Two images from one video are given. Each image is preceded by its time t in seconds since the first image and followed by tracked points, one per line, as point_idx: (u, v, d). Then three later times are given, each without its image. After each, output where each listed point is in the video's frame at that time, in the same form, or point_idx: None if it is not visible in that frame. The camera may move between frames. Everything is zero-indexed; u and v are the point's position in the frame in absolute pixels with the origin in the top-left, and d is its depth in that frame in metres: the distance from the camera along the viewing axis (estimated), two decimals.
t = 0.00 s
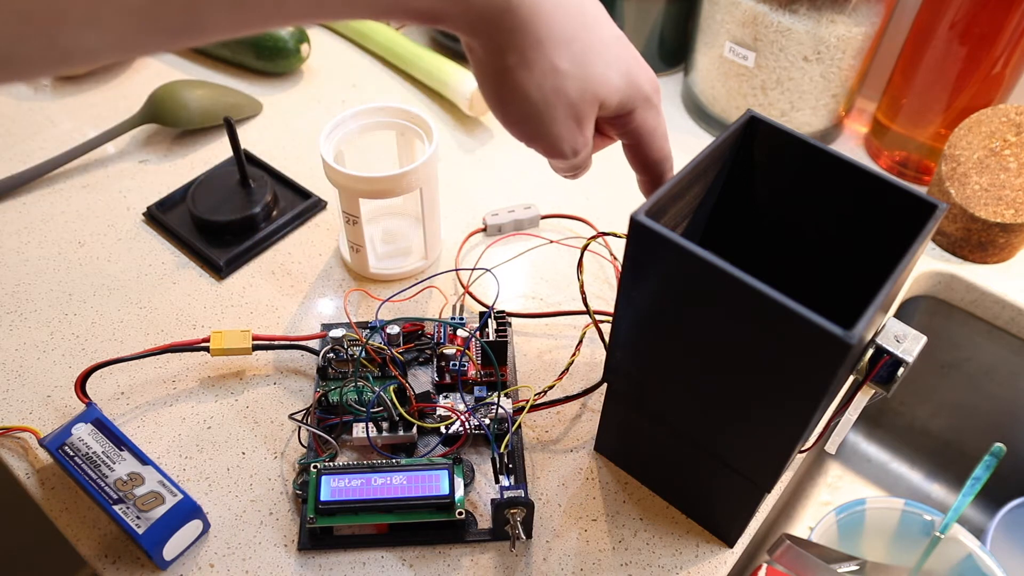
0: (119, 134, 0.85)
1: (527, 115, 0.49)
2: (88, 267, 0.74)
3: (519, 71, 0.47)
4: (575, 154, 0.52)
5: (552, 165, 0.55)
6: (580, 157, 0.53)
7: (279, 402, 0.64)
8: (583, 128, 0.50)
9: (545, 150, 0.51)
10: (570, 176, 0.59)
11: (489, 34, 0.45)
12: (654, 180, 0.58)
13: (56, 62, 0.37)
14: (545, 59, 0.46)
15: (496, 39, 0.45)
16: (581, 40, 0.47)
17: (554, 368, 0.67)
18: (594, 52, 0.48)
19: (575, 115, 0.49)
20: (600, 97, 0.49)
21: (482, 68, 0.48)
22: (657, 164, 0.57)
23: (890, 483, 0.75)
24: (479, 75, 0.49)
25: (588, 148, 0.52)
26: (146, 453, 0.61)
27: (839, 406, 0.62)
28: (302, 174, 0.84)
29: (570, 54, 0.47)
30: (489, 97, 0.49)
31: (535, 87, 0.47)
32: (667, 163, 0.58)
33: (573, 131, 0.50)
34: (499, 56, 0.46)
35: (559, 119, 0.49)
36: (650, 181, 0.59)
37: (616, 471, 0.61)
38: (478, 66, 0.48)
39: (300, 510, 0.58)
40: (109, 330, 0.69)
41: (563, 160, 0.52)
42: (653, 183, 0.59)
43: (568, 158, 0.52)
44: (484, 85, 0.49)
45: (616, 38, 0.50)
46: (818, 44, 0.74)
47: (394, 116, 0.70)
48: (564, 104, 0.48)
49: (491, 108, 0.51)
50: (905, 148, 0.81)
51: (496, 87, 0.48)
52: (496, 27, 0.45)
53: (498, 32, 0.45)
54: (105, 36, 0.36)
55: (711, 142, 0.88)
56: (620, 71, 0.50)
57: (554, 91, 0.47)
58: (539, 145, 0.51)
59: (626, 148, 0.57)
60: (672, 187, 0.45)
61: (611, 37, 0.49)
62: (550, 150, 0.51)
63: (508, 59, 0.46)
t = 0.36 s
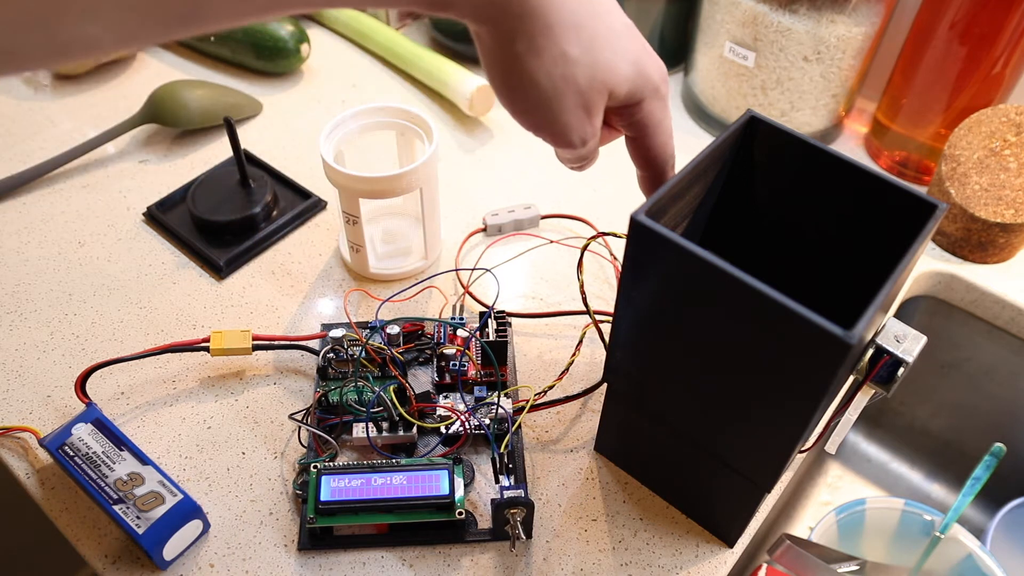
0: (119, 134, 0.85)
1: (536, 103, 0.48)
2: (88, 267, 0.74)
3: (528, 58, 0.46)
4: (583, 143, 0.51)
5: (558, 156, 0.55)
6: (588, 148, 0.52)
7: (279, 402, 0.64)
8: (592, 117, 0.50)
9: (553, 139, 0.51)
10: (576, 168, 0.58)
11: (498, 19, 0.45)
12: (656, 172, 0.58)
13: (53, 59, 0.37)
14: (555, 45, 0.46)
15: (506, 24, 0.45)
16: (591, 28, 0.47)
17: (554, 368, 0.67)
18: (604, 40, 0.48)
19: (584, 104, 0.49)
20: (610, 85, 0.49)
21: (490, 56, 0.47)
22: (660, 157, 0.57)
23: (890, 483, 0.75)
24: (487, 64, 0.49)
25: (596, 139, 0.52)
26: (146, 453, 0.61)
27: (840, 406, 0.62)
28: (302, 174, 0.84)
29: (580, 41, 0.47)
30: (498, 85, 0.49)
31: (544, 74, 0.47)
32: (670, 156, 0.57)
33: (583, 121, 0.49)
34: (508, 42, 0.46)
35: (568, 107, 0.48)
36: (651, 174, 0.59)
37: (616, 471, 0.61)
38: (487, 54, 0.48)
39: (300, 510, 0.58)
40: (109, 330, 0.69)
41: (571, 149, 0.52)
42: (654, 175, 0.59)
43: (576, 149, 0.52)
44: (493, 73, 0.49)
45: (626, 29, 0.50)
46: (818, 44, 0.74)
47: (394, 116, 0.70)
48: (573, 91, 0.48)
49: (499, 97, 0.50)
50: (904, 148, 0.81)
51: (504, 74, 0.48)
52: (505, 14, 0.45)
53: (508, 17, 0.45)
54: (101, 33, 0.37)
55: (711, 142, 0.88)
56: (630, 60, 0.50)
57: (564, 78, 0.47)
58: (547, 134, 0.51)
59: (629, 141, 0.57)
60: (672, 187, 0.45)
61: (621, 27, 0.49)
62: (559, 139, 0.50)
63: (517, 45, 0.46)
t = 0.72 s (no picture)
0: (119, 134, 0.85)
1: (545, 105, 0.48)
2: (88, 267, 0.74)
3: (539, 61, 0.46)
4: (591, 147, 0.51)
5: (563, 160, 0.55)
6: (594, 152, 0.52)
7: (279, 402, 0.64)
8: (600, 121, 0.50)
9: (561, 143, 0.51)
10: (580, 172, 0.58)
11: (510, 21, 0.45)
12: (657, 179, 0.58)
13: (52, 60, 0.37)
14: (566, 48, 0.46)
15: (518, 26, 0.45)
16: (601, 32, 0.47)
17: (554, 367, 0.67)
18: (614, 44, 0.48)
19: (593, 107, 0.48)
20: (618, 89, 0.49)
21: (501, 57, 0.47)
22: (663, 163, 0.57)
23: (890, 483, 0.75)
24: (495, 67, 0.49)
25: (603, 143, 0.52)
26: (146, 453, 0.61)
27: (839, 406, 0.62)
28: (302, 174, 0.84)
29: (590, 45, 0.47)
30: (506, 87, 0.49)
31: (555, 77, 0.47)
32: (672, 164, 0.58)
33: (591, 124, 0.49)
34: (520, 44, 0.46)
35: (577, 111, 0.48)
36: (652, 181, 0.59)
37: (616, 471, 0.61)
38: (497, 56, 0.47)
39: (300, 510, 0.58)
40: (109, 330, 0.69)
41: (578, 153, 0.52)
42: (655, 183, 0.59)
43: (583, 153, 0.52)
44: (502, 74, 0.49)
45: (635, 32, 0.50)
46: (818, 44, 0.74)
47: (394, 116, 0.70)
48: (583, 94, 0.48)
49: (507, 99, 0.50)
50: (905, 148, 0.81)
51: (514, 76, 0.48)
52: (517, 16, 0.44)
53: (520, 19, 0.45)
54: (100, 34, 0.36)
55: (711, 142, 0.88)
56: (638, 65, 0.50)
57: (574, 81, 0.47)
58: (555, 138, 0.50)
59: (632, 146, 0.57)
60: (672, 187, 0.45)
61: (630, 31, 0.49)
62: (567, 143, 0.50)
63: (529, 48, 0.46)
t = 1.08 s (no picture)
0: (119, 134, 0.85)
1: (522, 81, 0.48)
2: (88, 267, 0.74)
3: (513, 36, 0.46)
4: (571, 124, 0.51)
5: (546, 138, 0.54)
6: (576, 127, 0.52)
7: (279, 402, 0.64)
8: (578, 93, 0.49)
9: (541, 119, 0.50)
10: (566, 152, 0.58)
11: None
12: (645, 154, 0.58)
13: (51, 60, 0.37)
14: (539, 22, 0.46)
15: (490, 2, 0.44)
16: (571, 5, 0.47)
17: (554, 368, 0.67)
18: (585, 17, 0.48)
19: (570, 79, 0.48)
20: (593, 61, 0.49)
21: (473, 35, 0.46)
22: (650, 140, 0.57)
23: (890, 483, 0.75)
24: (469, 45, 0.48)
25: (583, 117, 0.52)
26: (146, 453, 0.61)
27: (840, 406, 0.62)
28: (302, 174, 0.84)
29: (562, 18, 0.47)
30: (480, 65, 0.48)
31: (529, 51, 0.46)
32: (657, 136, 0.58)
33: (569, 98, 0.49)
34: (494, 21, 0.45)
35: (554, 85, 0.48)
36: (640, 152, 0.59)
37: (616, 471, 0.61)
38: (471, 35, 0.47)
39: (300, 510, 0.58)
40: (109, 330, 0.69)
41: (559, 129, 0.52)
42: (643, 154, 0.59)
43: (564, 128, 0.51)
44: (474, 51, 0.48)
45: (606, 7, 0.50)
46: (818, 44, 0.74)
47: (394, 115, 0.70)
48: (558, 68, 0.48)
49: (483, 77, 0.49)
50: (905, 148, 0.81)
51: (489, 54, 0.47)
52: None
53: None
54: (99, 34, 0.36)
55: (711, 142, 0.88)
56: (611, 36, 0.50)
57: (548, 55, 0.47)
58: (534, 113, 0.50)
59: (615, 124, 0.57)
60: (673, 187, 0.45)
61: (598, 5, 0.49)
62: (547, 118, 0.50)
63: (503, 24, 0.45)
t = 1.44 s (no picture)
0: (119, 134, 0.85)
1: (497, 70, 0.47)
2: (88, 267, 0.74)
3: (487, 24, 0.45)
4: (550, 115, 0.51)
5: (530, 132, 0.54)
6: (558, 120, 0.52)
7: (279, 402, 0.64)
8: (556, 86, 0.49)
9: (520, 111, 0.50)
10: (554, 151, 0.58)
11: None
12: (646, 151, 0.56)
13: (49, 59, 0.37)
14: (512, 9, 0.45)
15: None
16: None
17: (554, 368, 0.67)
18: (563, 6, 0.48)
19: (547, 69, 0.48)
20: (574, 50, 0.49)
21: (448, 23, 0.46)
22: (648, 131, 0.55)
23: (890, 484, 0.75)
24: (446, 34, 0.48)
25: (565, 110, 0.51)
26: (146, 453, 0.61)
27: (840, 406, 0.62)
28: (302, 174, 0.84)
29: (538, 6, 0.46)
30: (455, 55, 0.48)
31: (503, 38, 0.46)
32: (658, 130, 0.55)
33: (547, 88, 0.49)
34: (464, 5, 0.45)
35: (531, 74, 0.48)
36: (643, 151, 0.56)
37: (616, 471, 0.61)
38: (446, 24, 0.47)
39: (300, 510, 0.58)
40: (109, 330, 0.69)
41: (538, 122, 0.51)
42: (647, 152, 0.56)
43: (544, 121, 0.51)
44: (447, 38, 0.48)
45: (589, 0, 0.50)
46: (818, 44, 0.74)
47: (394, 115, 0.70)
48: (535, 56, 0.47)
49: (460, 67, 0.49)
50: (904, 148, 0.81)
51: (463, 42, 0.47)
52: None
53: None
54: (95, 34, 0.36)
55: (711, 142, 0.88)
56: (594, 25, 0.49)
57: (524, 43, 0.46)
58: (512, 105, 0.50)
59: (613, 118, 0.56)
60: (673, 186, 0.45)
61: None
62: (524, 109, 0.50)
63: (474, 9, 0.45)
